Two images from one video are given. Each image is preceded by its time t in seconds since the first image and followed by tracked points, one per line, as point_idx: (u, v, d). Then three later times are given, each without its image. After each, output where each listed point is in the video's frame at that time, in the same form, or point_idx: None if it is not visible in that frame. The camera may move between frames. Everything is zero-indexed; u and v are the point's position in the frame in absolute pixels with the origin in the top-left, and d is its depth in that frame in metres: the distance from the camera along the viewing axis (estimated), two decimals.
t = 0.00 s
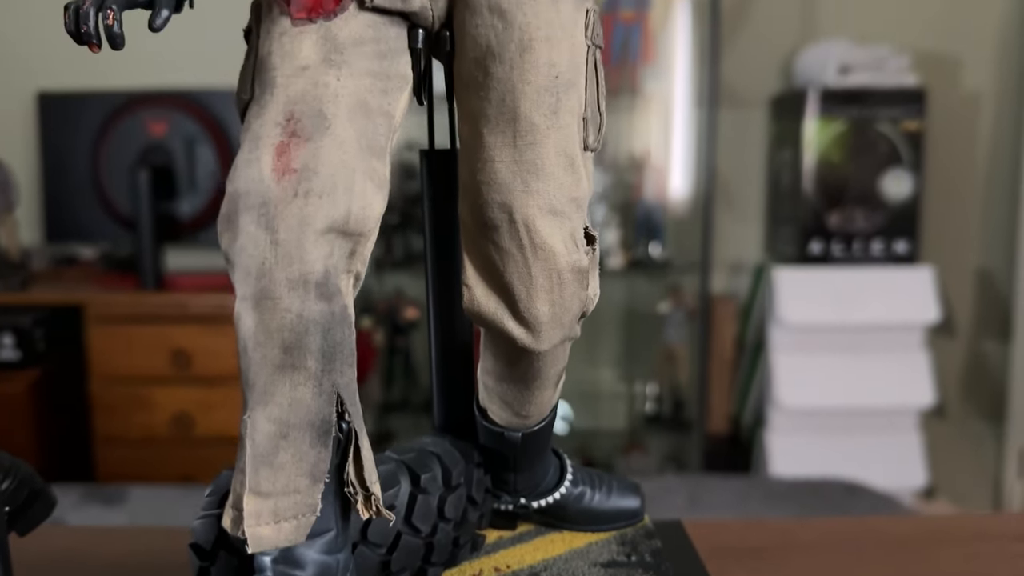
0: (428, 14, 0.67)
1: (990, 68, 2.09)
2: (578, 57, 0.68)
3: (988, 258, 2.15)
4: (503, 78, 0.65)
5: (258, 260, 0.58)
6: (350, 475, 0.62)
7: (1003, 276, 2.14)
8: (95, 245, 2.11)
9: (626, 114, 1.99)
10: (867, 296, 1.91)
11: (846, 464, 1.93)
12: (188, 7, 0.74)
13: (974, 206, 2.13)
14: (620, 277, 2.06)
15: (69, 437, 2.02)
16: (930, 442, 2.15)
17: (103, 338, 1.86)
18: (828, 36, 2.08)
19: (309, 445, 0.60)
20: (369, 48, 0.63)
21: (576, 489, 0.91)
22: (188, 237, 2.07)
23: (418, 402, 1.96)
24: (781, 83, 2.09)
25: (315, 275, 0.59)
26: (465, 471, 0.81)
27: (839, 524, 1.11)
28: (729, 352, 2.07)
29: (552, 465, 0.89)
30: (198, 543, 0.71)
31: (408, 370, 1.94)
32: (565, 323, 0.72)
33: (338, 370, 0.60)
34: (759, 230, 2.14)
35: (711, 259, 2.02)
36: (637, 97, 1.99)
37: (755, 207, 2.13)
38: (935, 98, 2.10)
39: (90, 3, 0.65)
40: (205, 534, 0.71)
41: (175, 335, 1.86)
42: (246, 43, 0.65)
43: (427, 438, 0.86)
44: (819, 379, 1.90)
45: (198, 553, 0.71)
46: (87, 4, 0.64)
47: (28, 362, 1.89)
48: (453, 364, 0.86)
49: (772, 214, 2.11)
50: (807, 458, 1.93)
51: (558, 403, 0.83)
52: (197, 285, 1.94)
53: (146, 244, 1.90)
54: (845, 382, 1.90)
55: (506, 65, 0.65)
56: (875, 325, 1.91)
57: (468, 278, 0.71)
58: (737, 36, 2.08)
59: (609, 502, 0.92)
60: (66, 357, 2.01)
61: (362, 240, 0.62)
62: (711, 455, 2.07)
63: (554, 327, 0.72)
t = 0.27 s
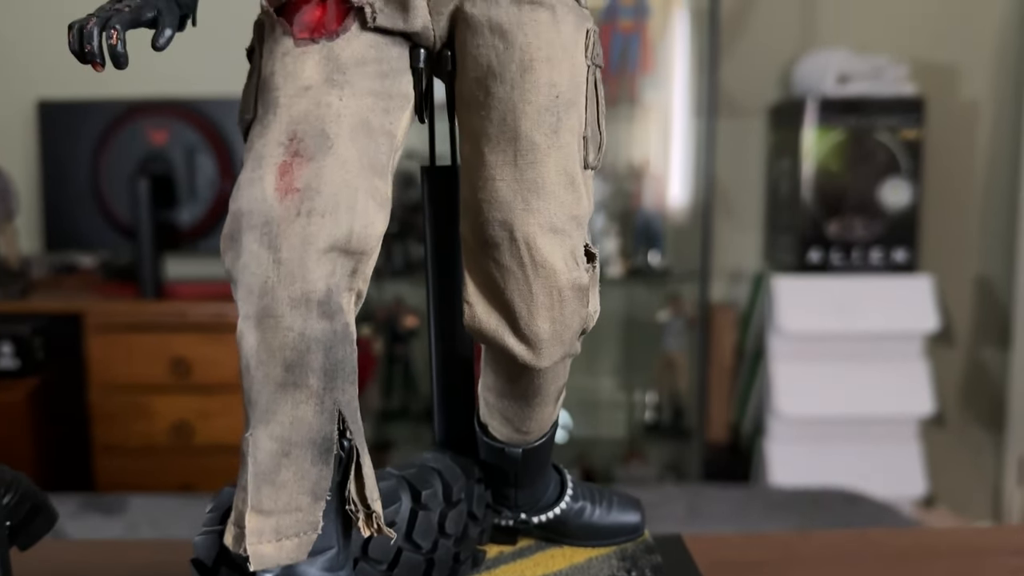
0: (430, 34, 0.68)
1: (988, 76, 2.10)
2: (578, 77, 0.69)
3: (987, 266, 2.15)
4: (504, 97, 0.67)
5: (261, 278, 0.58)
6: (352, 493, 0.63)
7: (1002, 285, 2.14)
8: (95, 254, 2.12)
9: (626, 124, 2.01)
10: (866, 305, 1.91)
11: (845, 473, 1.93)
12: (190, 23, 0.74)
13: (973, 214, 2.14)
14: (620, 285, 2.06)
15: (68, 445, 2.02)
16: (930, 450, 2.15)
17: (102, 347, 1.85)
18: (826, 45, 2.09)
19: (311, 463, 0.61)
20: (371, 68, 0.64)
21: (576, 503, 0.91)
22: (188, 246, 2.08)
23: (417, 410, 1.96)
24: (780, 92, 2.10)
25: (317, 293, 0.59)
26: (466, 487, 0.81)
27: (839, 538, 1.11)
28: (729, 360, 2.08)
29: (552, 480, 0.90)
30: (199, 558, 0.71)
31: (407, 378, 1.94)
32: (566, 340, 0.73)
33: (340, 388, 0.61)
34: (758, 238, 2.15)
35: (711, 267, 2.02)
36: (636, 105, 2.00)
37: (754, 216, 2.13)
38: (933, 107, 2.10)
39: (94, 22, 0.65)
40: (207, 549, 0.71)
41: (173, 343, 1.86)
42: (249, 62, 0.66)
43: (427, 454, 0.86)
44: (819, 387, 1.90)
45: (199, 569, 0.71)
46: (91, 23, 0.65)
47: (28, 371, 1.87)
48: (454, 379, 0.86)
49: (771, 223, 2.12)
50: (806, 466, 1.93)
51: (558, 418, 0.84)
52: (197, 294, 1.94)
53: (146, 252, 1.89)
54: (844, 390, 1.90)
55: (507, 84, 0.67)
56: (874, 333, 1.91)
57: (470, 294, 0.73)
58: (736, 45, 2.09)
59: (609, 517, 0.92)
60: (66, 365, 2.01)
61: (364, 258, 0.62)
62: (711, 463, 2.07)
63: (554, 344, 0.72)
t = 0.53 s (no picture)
0: (430, 49, 0.68)
1: (987, 84, 2.10)
2: (578, 92, 0.70)
3: (987, 274, 2.15)
4: (505, 112, 0.68)
5: (260, 293, 0.58)
6: (351, 508, 0.62)
7: (1002, 292, 2.14)
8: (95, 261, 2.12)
9: (626, 130, 1.99)
10: (865, 314, 1.91)
11: (845, 482, 1.93)
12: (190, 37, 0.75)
13: (972, 222, 2.14)
14: (619, 293, 2.06)
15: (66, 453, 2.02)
16: (930, 458, 2.14)
17: (100, 355, 1.85)
18: (825, 53, 2.09)
19: (310, 478, 0.60)
20: (372, 82, 0.64)
21: (576, 516, 0.91)
22: (187, 253, 2.08)
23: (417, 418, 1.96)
24: (779, 100, 2.10)
25: (317, 308, 0.59)
26: (465, 501, 0.81)
27: (838, 550, 1.11)
28: (728, 367, 2.09)
29: (552, 494, 0.90)
30: (199, 573, 0.71)
31: (406, 386, 1.94)
32: (566, 354, 0.73)
33: (340, 403, 0.60)
34: (758, 246, 2.15)
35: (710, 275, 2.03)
36: (636, 112, 1.99)
37: (752, 224, 2.14)
38: (932, 115, 2.11)
39: (94, 37, 0.65)
40: (206, 564, 0.70)
41: (172, 351, 1.86)
42: (249, 77, 0.66)
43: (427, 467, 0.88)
44: (818, 395, 1.90)
45: None
46: (91, 37, 0.65)
47: (26, 377, 1.88)
48: (453, 392, 0.87)
49: (771, 231, 2.12)
50: (806, 475, 1.93)
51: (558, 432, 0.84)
52: (197, 301, 1.94)
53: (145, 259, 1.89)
54: (844, 398, 1.90)
55: (507, 99, 0.67)
56: (874, 341, 1.91)
57: (469, 308, 0.72)
58: (736, 53, 2.09)
59: (608, 530, 0.92)
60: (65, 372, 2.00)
61: (363, 272, 0.62)
62: (710, 471, 2.07)
63: (555, 359, 0.73)
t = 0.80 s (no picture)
0: (432, 61, 0.68)
1: (986, 92, 2.10)
2: (579, 105, 0.70)
3: (986, 281, 2.15)
4: (506, 124, 0.68)
5: (261, 306, 0.58)
6: (352, 520, 0.62)
7: (1001, 299, 2.14)
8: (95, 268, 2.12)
9: (626, 138, 1.99)
10: (866, 321, 1.91)
11: (844, 489, 1.92)
12: (193, 49, 0.75)
13: (972, 229, 2.14)
14: (619, 299, 2.06)
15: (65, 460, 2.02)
16: (930, 465, 2.14)
17: (99, 362, 1.85)
18: (824, 61, 2.10)
19: (311, 490, 0.60)
20: (374, 95, 0.64)
21: (577, 527, 0.91)
22: (187, 260, 2.09)
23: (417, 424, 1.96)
24: (778, 107, 2.11)
25: (318, 321, 0.59)
26: (466, 513, 0.82)
27: (838, 560, 1.11)
28: (728, 374, 2.09)
29: (553, 506, 0.91)
30: None
31: (406, 393, 1.93)
32: (566, 366, 0.74)
33: (340, 416, 0.60)
34: (757, 253, 2.15)
35: (709, 282, 2.03)
36: (636, 119, 1.99)
37: (752, 231, 2.15)
38: (932, 122, 2.11)
39: (97, 49, 0.65)
40: None
41: (172, 358, 1.86)
42: (251, 89, 0.66)
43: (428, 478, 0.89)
44: (818, 402, 1.90)
45: None
46: (93, 50, 0.65)
47: (26, 384, 1.86)
48: (455, 403, 0.88)
49: (770, 238, 2.12)
50: (806, 482, 1.93)
51: (558, 443, 0.84)
52: (196, 308, 1.94)
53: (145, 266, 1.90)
54: (844, 406, 1.90)
55: (508, 111, 0.68)
56: (873, 348, 1.91)
57: (470, 319, 0.73)
58: (735, 60, 2.10)
59: (609, 541, 0.92)
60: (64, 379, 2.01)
61: (365, 284, 0.62)
62: (710, 478, 2.07)
63: (557, 371, 0.73)
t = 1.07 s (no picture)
0: (432, 73, 0.68)
1: (986, 98, 2.10)
2: (579, 116, 0.70)
3: (986, 288, 2.15)
4: (506, 135, 0.68)
5: (261, 317, 0.58)
6: (352, 532, 0.62)
7: (1002, 305, 2.14)
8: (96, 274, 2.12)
9: (626, 144, 2.00)
10: (866, 327, 1.90)
11: (845, 496, 1.92)
12: (194, 60, 0.75)
13: (972, 235, 2.14)
14: (619, 306, 2.05)
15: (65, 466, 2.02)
16: (931, 472, 2.14)
17: (99, 369, 1.85)
18: (824, 68, 2.10)
19: (311, 502, 0.60)
20: (374, 106, 0.64)
21: (578, 538, 0.90)
22: (187, 266, 2.08)
23: (417, 431, 1.96)
24: (778, 114, 2.11)
25: (318, 332, 0.59)
26: (466, 523, 0.83)
27: (838, 570, 1.11)
28: (729, 380, 2.09)
29: (553, 516, 0.90)
30: None
31: (406, 400, 1.93)
32: (567, 377, 0.74)
33: (340, 427, 0.60)
34: (757, 260, 2.15)
35: (709, 288, 2.03)
36: (636, 126, 2.00)
37: (752, 238, 2.15)
38: (932, 128, 2.11)
39: (98, 59, 0.65)
40: None
41: (172, 364, 1.85)
42: (251, 100, 0.66)
43: (429, 488, 0.89)
44: (819, 409, 1.90)
45: None
46: (94, 61, 0.65)
47: (25, 391, 1.87)
48: (455, 413, 0.88)
49: (771, 245, 2.12)
50: (806, 489, 1.92)
51: (559, 453, 0.84)
52: (195, 314, 1.94)
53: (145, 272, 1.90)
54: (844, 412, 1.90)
55: (508, 123, 0.68)
56: (873, 355, 1.90)
57: (470, 330, 0.73)
58: (735, 67, 2.10)
59: (610, 552, 0.92)
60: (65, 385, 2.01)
61: (365, 295, 0.62)
62: (711, 484, 2.07)
63: (557, 382, 0.73)
